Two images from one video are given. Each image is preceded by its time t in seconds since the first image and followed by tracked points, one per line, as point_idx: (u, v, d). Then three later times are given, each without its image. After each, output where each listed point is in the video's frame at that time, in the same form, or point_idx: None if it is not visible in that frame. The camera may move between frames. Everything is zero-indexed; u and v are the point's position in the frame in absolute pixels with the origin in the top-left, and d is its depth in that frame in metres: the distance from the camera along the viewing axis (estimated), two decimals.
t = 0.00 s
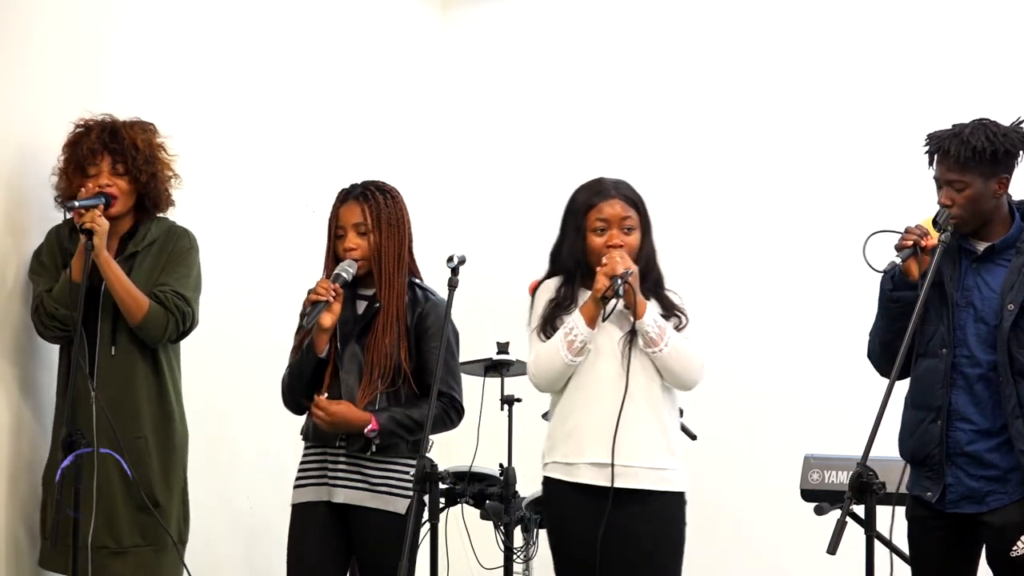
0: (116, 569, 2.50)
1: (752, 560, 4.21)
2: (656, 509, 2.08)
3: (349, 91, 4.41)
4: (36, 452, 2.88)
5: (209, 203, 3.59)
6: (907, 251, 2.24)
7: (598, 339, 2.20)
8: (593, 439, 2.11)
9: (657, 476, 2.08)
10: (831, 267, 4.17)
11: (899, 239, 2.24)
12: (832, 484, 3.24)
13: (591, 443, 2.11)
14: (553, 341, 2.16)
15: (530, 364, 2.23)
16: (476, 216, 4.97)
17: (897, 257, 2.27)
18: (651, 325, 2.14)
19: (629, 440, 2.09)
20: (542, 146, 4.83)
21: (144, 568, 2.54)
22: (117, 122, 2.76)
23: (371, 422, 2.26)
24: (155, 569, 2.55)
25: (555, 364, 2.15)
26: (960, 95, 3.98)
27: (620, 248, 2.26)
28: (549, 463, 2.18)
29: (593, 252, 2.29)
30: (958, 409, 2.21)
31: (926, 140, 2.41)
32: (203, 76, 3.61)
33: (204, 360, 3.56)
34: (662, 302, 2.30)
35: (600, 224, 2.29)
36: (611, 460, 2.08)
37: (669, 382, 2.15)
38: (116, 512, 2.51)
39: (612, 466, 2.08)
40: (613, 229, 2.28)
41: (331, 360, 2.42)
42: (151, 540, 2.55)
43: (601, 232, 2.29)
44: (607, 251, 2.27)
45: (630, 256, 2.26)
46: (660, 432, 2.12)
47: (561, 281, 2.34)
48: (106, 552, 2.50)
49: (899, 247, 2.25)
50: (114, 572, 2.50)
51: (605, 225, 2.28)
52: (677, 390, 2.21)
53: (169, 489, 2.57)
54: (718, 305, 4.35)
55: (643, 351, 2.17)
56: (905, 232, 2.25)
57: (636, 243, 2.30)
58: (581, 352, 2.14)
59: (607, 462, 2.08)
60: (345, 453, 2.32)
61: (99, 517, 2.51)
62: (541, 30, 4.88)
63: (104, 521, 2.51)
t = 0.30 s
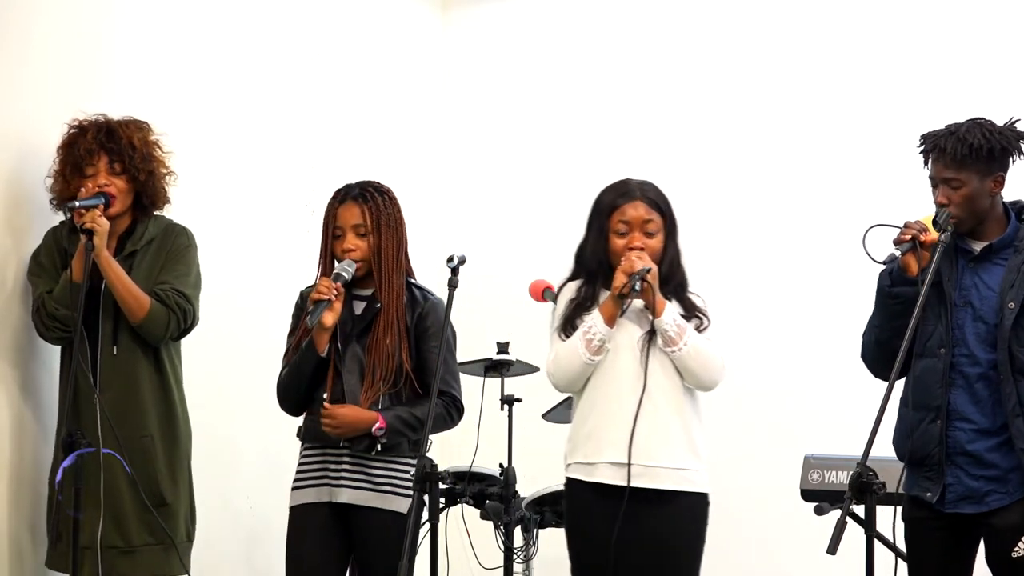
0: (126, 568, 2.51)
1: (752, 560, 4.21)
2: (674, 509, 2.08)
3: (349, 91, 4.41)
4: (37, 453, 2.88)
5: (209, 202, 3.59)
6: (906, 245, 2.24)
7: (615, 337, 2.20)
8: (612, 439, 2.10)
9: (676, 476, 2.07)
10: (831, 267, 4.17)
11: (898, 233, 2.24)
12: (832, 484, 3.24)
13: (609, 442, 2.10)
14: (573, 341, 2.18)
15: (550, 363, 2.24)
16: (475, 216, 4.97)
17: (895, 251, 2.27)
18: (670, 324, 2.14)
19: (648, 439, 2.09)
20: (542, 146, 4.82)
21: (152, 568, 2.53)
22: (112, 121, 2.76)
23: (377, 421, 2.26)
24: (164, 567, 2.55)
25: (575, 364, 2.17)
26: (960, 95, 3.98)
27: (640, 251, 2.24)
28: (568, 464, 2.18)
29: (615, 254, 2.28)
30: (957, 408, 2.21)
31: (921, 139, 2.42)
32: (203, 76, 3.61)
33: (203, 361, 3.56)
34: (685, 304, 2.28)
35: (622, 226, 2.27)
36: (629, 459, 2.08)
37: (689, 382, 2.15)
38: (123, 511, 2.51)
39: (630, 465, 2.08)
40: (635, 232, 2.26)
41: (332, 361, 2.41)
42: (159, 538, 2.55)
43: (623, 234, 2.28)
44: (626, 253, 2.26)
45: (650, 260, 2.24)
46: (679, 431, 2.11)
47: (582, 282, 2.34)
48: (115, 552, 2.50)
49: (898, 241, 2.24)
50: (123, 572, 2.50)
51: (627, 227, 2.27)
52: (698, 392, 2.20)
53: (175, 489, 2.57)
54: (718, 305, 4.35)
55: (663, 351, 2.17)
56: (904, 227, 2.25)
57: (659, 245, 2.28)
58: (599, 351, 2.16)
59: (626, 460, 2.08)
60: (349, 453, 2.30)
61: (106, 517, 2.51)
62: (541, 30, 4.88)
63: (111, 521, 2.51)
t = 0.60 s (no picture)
0: (124, 568, 2.51)
1: (752, 560, 4.21)
2: (692, 511, 2.09)
3: (349, 91, 4.42)
4: (36, 454, 2.88)
5: (208, 203, 3.59)
6: (901, 241, 2.22)
7: (633, 339, 2.22)
8: (632, 441, 2.13)
9: (694, 479, 2.09)
10: (831, 266, 4.16)
11: (893, 230, 2.21)
12: (831, 484, 3.23)
13: (628, 444, 2.13)
14: (589, 342, 2.20)
15: (568, 365, 2.27)
16: (476, 216, 4.97)
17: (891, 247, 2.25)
18: (686, 325, 2.15)
19: (666, 441, 2.11)
20: (542, 146, 4.82)
21: (153, 567, 2.54)
22: (112, 121, 2.76)
23: (384, 418, 2.27)
24: (164, 567, 2.55)
25: (591, 366, 2.19)
26: (960, 94, 3.98)
27: (661, 254, 2.27)
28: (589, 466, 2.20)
29: (636, 256, 2.31)
30: (951, 408, 2.21)
31: (920, 136, 2.42)
32: (203, 76, 3.62)
33: (203, 361, 3.57)
34: (706, 308, 2.28)
35: (643, 228, 2.30)
36: (647, 462, 2.10)
37: (706, 385, 2.16)
38: (122, 511, 2.52)
39: (648, 467, 2.10)
40: (656, 235, 2.29)
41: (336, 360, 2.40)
42: (158, 537, 2.55)
43: (644, 237, 2.30)
44: (647, 255, 2.29)
45: (670, 262, 2.27)
46: (698, 433, 2.12)
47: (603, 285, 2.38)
48: (114, 551, 2.51)
49: (893, 237, 2.22)
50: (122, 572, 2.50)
51: (648, 229, 2.30)
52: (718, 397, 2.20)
53: (176, 490, 2.57)
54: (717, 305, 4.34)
55: (680, 352, 2.18)
56: (900, 222, 2.23)
57: (680, 249, 2.30)
58: (615, 352, 2.18)
59: (644, 463, 2.10)
60: (356, 453, 2.30)
61: (106, 517, 2.51)
62: (542, 30, 4.88)
63: (111, 521, 2.51)
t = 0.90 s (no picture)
0: (122, 567, 2.51)
1: (751, 560, 4.20)
2: (698, 511, 2.10)
3: (349, 91, 4.42)
4: (37, 454, 2.89)
5: (208, 203, 3.60)
6: (901, 241, 2.22)
7: (638, 338, 2.24)
8: (633, 442, 2.13)
9: (696, 480, 2.09)
10: (831, 266, 4.16)
11: (894, 230, 2.21)
12: (831, 484, 3.23)
13: (629, 445, 2.14)
14: (595, 342, 2.26)
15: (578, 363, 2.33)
16: (476, 216, 4.97)
17: (891, 247, 2.24)
18: (687, 327, 2.14)
19: (667, 442, 2.11)
20: (542, 146, 4.83)
21: (152, 566, 2.54)
22: (115, 121, 2.76)
23: (396, 422, 2.25)
24: (163, 567, 2.55)
25: (594, 364, 2.24)
26: (960, 95, 3.98)
27: (668, 253, 2.28)
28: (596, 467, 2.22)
29: (647, 255, 2.33)
30: (948, 407, 2.21)
31: (925, 136, 2.42)
32: (203, 76, 3.62)
33: (203, 361, 3.57)
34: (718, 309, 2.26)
35: (654, 227, 2.31)
36: (647, 463, 2.11)
37: (710, 388, 2.15)
38: (122, 511, 2.52)
39: (648, 468, 2.10)
40: (665, 233, 2.29)
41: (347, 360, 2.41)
42: (157, 537, 2.56)
43: (654, 235, 2.31)
44: (656, 253, 2.30)
45: (677, 262, 2.27)
46: (700, 434, 2.12)
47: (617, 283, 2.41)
48: (113, 551, 2.51)
49: (893, 237, 2.22)
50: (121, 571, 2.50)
51: (658, 228, 2.30)
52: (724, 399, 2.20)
53: (175, 490, 2.58)
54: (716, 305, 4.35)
55: (683, 355, 2.18)
56: (900, 222, 2.22)
57: (691, 248, 2.29)
58: (618, 353, 2.22)
59: (644, 463, 2.11)
60: (365, 453, 2.29)
61: (105, 516, 2.51)
62: (542, 30, 4.89)
63: (109, 520, 2.51)
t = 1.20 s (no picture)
0: (119, 567, 2.51)
1: (751, 560, 4.21)
2: (699, 511, 2.09)
3: (349, 91, 4.42)
4: (37, 457, 2.88)
5: (208, 202, 3.60)
6: (902, 243, 2.22)
7: (635, 339, 2.24)
8: (630, 442, 2.14)
9: (692, 481, 2.09)
10: (831, 266, 4.16)
11: (894, 232, 2.22)
12: (831, 484, 3.23)
13: (625, 445, 2.14)
14: (592, 342, 2.26)
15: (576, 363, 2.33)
16: (476, 216, 4.97)
17: (892, 249, 2.24)
18: (684, 329, 2.13)
19: (663, 442, 2.11)
20: (542, 147, 4.82)
21: (150, 567, 2.54)
22: (119, 121, 2.76)
23: (403, 421, 2.24)
24: (159, 568, 2.55)
25: (592, 364, 2.25)
26: (960, 95, 3.98)
27: (666, 252, 2.28)
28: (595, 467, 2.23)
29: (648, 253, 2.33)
30: (949, 408, 2.21)
31: (926, 135, 2.42)
32: (203, 76, 3.62)
33: (203, 361, 3.57)
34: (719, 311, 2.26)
35: (655, 226, 2.32)
36: (642, 463, 2.11)
37: (707, 390, 2.14)
38: (119, 511, 2.52)
39: (644, 468, 2.11)
40: (666, 233, 2.30)
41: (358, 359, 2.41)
42: (154, 538, 2.56)
43: (655, 234, 2.32)
44: (655, 252, 2.31)
45: (675, 261, 2.26)
46: (697, 434, 2.12)
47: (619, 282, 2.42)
48: (110, 550, 2.51)
49: (893, 239, 2.22)
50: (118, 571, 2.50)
51: (659, 227, 2.31)
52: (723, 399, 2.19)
53: (172, 490, 2.58)
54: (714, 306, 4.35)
55: (679, 356, 2.17)
56: (901, 223, 2.23)
57: (691, 249, 2.29)
58: (615, 354, 2.23)
59: (640, 464, 2.11)
60: (375, 453, 2.30)
61: (101, 516, 2.51)
62: (541, 30, 4.88)
63: (107, 520, 2.51)
